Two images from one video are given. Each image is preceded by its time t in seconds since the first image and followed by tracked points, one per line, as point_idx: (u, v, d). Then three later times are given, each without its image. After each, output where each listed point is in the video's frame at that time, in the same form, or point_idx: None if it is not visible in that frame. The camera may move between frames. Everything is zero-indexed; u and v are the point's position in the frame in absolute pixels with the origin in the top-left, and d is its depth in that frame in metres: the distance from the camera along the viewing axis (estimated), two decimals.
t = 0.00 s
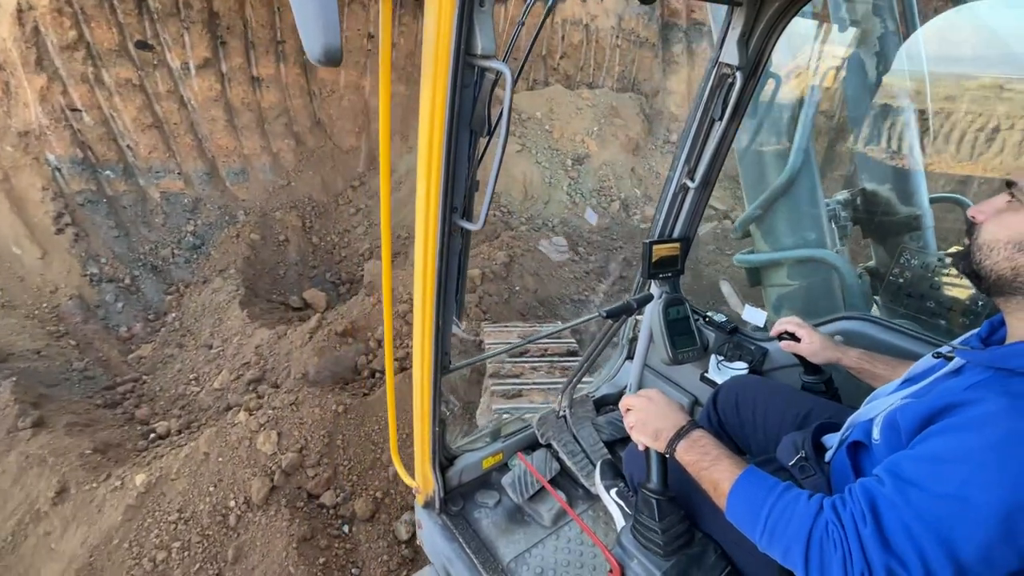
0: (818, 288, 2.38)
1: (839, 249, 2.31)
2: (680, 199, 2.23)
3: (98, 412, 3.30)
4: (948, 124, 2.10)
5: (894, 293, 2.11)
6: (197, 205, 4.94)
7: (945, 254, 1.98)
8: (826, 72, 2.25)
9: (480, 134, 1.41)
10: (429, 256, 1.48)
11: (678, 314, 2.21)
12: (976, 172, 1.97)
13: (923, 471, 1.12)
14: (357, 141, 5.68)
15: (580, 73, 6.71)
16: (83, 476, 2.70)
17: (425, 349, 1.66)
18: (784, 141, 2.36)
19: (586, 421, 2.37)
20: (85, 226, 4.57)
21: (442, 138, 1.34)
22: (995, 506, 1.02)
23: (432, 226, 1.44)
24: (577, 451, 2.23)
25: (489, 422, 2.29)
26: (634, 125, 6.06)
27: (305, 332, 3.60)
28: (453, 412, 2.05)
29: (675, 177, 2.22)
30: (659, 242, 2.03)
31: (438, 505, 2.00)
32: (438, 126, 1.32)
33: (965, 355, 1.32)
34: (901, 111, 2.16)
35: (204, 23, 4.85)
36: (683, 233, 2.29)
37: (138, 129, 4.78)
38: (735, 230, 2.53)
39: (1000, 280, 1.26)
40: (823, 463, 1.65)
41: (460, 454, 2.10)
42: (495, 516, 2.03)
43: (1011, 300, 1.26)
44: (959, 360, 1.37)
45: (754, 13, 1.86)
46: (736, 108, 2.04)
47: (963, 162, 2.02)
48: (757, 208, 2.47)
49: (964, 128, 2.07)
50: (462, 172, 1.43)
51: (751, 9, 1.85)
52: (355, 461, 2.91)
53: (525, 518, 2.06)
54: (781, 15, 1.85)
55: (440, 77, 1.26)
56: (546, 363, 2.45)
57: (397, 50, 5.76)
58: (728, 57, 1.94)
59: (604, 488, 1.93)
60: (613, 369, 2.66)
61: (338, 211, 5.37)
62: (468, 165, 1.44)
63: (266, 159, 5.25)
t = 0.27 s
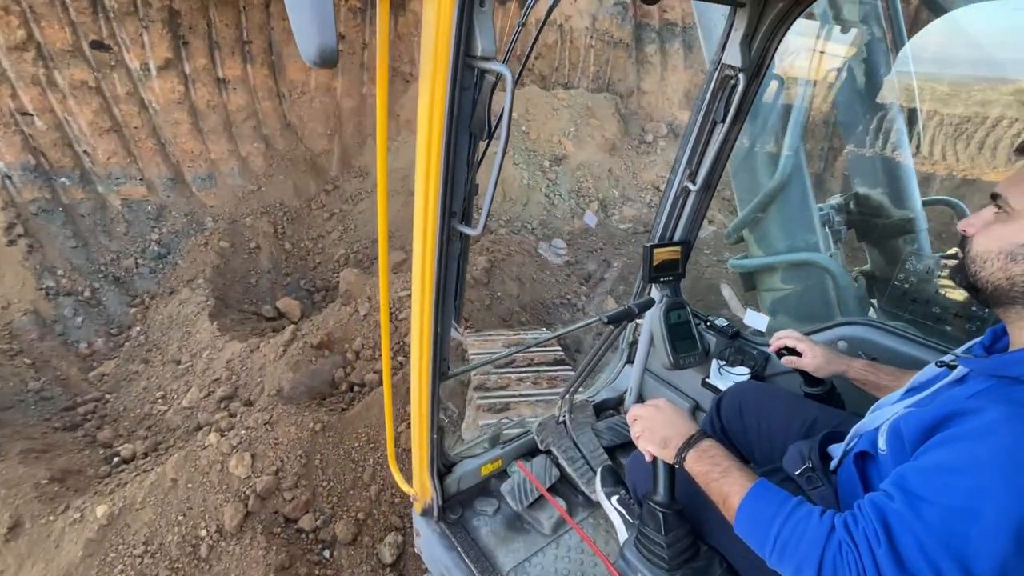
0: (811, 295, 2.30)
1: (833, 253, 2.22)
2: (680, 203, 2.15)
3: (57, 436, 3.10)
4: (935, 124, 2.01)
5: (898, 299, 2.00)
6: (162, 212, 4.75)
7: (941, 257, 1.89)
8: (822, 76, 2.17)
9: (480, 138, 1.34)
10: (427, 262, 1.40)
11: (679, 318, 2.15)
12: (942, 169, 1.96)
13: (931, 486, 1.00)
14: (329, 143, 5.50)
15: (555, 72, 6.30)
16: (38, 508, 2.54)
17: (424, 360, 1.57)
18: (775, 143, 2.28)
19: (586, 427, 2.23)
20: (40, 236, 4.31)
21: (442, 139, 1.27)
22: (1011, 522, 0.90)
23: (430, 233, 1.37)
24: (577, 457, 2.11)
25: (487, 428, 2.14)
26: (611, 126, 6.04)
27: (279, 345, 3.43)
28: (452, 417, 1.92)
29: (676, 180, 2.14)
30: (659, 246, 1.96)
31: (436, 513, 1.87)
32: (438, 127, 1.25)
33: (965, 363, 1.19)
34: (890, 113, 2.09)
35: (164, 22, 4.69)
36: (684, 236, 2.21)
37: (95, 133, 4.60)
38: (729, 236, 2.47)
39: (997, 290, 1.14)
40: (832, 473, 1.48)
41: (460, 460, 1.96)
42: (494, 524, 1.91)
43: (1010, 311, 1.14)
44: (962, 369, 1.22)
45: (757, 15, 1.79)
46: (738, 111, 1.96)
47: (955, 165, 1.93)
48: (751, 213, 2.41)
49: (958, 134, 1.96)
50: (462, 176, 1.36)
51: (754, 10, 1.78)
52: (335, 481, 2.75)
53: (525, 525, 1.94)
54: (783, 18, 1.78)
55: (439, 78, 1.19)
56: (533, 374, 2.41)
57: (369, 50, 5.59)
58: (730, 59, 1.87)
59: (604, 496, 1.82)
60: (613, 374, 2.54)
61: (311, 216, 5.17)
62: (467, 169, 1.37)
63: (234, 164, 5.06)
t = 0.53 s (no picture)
0: (797, 298, 2.29)
1: (819, 256, 2.23)
2: (676, 207, 2.09)
3: (24, 454, 2.97)
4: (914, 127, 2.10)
5: (896, 303, 1.96)
6: (135, 218, 4.61)
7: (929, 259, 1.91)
8: (816, 75, 2.18)
9: (472, 144, 1.27)
10: (419, 272, 1.33)
11: (676, 323, 2.07)
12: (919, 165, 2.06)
13: (953, 510, 0.93)
14: (309, 146, 5.37)
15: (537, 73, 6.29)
16: (4, 535, 2.46)
17: (416, 374, 1.49)
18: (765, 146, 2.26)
19: (582, 434, 2.14)
20: (5, 244, 4.17)
21: (432, 147, 1.19)
22: None
23: (422, 243, 1.29)
24: (573, 466, 2.03)
25: (481, 438, 2.01)
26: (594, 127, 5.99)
27: (259, 355, 3.32)
28: (444, 427, 1.81)
29: (671, 184, 2.07)
30: (655, 250, 1.89)
31: (429, 525, 1.79)
32: (428, 135, 1.18)
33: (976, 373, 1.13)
34: (870, 118, 2.13)
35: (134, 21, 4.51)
36: (679, 240, 2.15)
37: (63, 137, 4.47)
38: (715, 243, 2.45)
39: (1009, 305, 1.08)
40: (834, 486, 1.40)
41: (453, 470, 1.89)
42: (489, 536, 1.83)
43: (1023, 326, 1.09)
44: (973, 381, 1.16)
45: (753, 17, 1.73)
46: (734, 114, 1.90)
47: (955, 167, 1.99)
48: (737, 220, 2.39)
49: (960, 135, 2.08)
50: (454, 184, 1.28)
51: (750, 12, 1.73)
52: (320, 496, 2.65)
53: (521, 537, 1.85)
54: (780, 19, 1.73)
55: (430, 82, 1.12)
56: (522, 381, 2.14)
57: (348, 51, 5.41)
58: (726, 62, 1.81)
59: (602, 506, 1.75)
60: (607, 379, 2.45)
61: (291, 220, 5.04)
62: (459, 176, 1.30)
63: (211, 168, 4.93)
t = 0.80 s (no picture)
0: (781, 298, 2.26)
1: (802, 258, 2.19)
2: (668, 208, 2.06)
3: (4, 464, 2.90)
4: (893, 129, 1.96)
5: (890, 304, 1.91)
6: (118, 221, 4.56)
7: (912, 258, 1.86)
8: (805, 76, 2.06)
9: (462, 145, 1.24)
10: (409, 278, 1.29)
11: (670, 326, 2.04)
12: (900, 165, 1.94)
13: (983, 534, 0.88)
14: (297, 147, 5.31)
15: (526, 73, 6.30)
16: None
17: (407, 380, 1.45)
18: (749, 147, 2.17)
19: (576, 438, 2.11)
20: None
21: (422, 150, 1.15)
22: None
23: (412, 248, 1.25)
24: (568, 470, 1.99)
25: (473, 442, 1.98)
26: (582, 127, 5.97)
27: (247, 360, 3.26)
28: (438, 435, 1.77)
29: (663, 184, 2.04)
30: (648, 252, 1.86)
31: (422, 534, 1.75)
32: (417, 137, 1.14)
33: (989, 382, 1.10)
34: (847, 125, 2.03)
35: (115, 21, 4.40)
36: (672, 241, 2.13)
37: (43, 140, 4.38)
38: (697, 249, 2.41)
39: (1016, 306, 1.06)
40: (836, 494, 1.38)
41: (446, 478, 1.85)
42: (483, 544, 1.79)
43: None
44: (980, 388, 1.13)
45: (745, 17, 1.70)
46: (727, 113, 1.87)
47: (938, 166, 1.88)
48: (716, 224, 2.33)
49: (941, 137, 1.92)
50: (444, 185, 1.25)
51: (742, 12, 1.69)
52: (310, 503, 2.59)
53: (515, 545, 1.82)
54: (772, 18, 1.71)
55: (419, 83, 1.08)
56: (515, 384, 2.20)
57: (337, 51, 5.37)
58: (718, 61, 1.78)
59: (597, 511, 1.72)
60: (600, 383, 2.42)
61: (279, 223, 4.99)
62: (449, 177, 1.27)
63: (196, 170, 4.87)
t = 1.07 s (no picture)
0: (762, 298, 2.23)
1: (785, 259, 2.18)
2: (661, 207, 2.07)
3: None
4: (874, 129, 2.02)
5: (878, 300, 1.91)
6: (111, 222, 4.54)
7: (893, 255, 1.91)
8: (794, 75, 2.08)
9: (457, 145, 1.24)
10: (406, 277, 1.30)
11: (663, 323, 2.05)
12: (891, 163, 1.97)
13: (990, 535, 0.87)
14: (292, 148, 5.31)
15: (521, 74, 6.31)
16: None
17: (403, 380, 1.46)
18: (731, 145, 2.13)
19: (571, 435, 2.12)
20: None
21: (417, 152, 1.16)
22: None
23: (409, 247, 1.26)
24: (563, 468, 2.00)
25: (470, 441, 1.97)
26: (577, 127, 5.98)
27: (243, 361, 3.27)
28: (434, 435, 1.78)
29: (655, 184, 2.05)
30: (641, 250, 1.87)
31: (419, 533, 1.76)
32: (412, 138, 1.15)
33: (976, 377, 1.11)
34: (824, 132, 2.09)
35: (108, 22, 4.55)
36: (666, 240, 2.13)
37: (35, 141, 4.42)
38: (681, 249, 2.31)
39: (1010, 299, 1.08)
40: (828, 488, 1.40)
41: (443, 476, 1.86)
42: (480, 542, 1.80)
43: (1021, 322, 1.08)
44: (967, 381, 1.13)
45: (735, 17, 1.72)
46: (718, 113, 1.89)
47: (922, 162, 1.94)
48: (698, 224, 2.26)
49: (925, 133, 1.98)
50: (440, 186, 1.25)
51: (732, 12, 1.71)
52: (307, 502, 2.60)
53: (512, 542, 1.82)
54: (761, 19, 1.72)
55: (413, 85, 1.09)
56: (511, 382, 2.07)
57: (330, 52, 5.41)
58: (709, 61, 1.79)
59: (592, 509, 1.72)
60: (594, 381, 2.42)
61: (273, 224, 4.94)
62: (445, 177, 1.26)
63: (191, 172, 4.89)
